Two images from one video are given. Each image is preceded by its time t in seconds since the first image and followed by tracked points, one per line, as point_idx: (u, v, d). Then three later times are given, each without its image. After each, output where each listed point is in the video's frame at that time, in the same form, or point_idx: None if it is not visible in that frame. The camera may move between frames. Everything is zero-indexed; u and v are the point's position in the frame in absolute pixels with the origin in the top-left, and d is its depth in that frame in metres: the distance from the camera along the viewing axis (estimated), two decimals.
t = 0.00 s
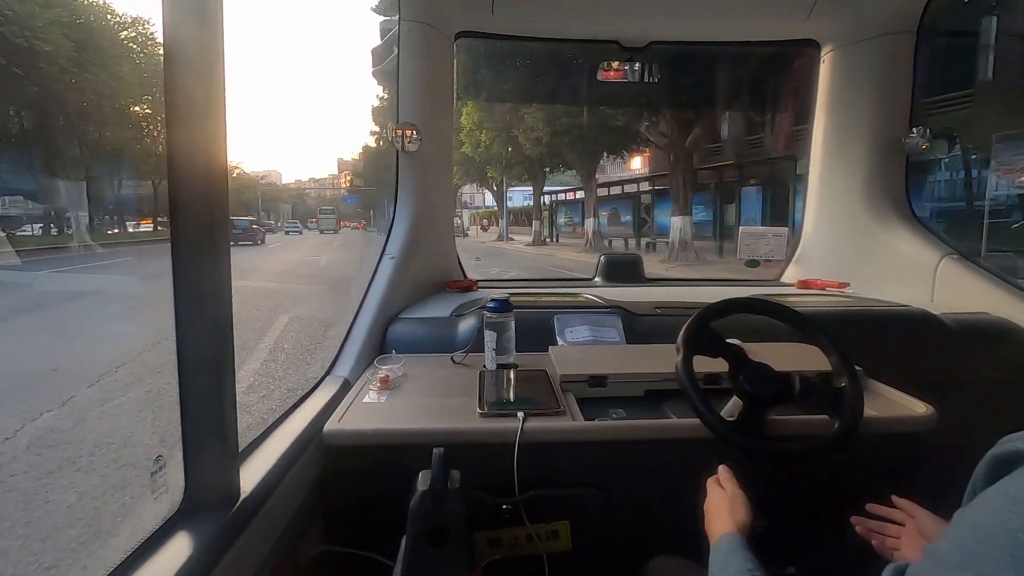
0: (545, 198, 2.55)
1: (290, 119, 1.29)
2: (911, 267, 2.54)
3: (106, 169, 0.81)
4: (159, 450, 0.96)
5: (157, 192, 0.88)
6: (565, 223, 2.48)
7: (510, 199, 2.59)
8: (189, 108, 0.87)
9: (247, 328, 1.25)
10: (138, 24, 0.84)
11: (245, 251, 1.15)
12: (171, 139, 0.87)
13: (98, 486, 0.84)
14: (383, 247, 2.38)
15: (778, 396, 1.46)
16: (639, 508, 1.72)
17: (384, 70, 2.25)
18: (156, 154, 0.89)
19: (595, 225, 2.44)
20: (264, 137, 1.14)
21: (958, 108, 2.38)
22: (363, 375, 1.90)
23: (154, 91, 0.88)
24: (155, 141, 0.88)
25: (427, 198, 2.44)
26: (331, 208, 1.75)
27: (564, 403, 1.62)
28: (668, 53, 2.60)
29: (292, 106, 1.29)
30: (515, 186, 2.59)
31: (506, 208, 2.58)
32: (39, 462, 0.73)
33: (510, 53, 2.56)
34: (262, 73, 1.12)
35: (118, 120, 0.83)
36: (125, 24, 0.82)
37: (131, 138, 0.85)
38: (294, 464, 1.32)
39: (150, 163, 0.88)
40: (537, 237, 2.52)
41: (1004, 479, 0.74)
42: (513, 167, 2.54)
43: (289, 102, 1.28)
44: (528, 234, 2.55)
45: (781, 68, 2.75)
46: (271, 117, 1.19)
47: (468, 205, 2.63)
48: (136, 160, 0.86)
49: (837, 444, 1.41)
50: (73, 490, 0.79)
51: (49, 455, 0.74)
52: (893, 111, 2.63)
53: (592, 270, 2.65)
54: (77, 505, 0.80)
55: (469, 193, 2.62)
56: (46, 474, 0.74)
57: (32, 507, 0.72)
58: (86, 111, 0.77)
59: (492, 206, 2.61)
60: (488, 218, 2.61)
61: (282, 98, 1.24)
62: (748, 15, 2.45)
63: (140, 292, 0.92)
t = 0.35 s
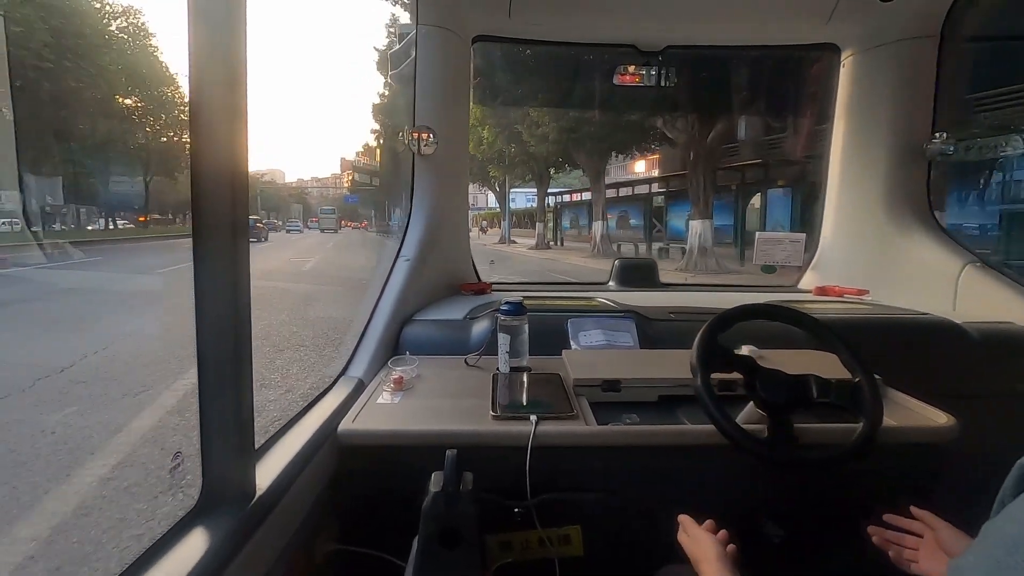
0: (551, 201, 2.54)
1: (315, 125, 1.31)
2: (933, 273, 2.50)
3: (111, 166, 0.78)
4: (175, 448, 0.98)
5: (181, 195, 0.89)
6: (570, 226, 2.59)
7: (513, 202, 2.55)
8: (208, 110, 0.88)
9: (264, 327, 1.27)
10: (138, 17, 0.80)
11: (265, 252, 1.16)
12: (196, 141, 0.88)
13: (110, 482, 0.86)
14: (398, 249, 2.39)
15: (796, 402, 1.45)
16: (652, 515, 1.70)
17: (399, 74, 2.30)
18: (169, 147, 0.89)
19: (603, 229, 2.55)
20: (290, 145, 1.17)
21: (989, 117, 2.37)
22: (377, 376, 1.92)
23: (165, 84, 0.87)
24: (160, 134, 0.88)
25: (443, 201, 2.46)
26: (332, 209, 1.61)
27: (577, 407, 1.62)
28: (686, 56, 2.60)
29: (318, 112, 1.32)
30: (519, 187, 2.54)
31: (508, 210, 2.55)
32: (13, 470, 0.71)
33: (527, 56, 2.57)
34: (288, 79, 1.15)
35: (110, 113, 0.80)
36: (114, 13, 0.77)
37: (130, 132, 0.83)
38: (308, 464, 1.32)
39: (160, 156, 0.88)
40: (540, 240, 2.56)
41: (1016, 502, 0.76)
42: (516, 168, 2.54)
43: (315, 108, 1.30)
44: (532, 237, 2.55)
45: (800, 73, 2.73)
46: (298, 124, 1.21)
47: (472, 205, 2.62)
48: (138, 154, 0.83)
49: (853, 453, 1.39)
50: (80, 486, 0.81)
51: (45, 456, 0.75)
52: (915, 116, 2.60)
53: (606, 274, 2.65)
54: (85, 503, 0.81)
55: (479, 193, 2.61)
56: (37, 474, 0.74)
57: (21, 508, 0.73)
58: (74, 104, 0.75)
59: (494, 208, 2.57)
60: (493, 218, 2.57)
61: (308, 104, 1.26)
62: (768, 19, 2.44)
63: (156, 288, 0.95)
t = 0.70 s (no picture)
0: (549, 199, 2.45)
1: (313, 122, 1.33)
2: (942, 277, 2.48)
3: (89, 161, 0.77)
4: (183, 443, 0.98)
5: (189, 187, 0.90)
6: (569, 226, 2.47)
7: (510, 201, 2.49)
8: (217, 118, 0.89)
9: (271, 323, 1.27)
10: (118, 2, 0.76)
11: (272, 248, 1.17)
12: (207, 153, 0.89)
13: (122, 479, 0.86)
14: (404, 247, 2.39)
15: (802, 403, 1.45)
16: (656, 516, 1.69)
17: (408, 73, 2.30)
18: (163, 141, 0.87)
19: (605, 229, 2.43)
20: (290, 142, 1.18)
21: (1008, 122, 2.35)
22: (382, 374, 1.92)
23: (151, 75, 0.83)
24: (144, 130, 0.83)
25: (449, 198, 2.46)
26: (323, 206, 1.55)
27: (582, 407, 1.62)
28: (693, 56, 2.58)
29: (315, 109, 1.33)
30: (514, 186, 2.49)
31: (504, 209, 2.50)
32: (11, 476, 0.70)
33: (533, 55, 2.57)
34: (287, 78, 1.16)
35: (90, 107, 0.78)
36: None
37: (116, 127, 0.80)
38: (313, 461, 1.32)
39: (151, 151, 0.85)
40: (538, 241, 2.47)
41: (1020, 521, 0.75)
42: (512, 165, 2.50)
43: (313, 105, 1.31)
44: (529, 237, 2.48)
45: (809, 73, 2.72)
46: (297, 121, 1.22)
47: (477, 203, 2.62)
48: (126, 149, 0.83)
49: (859, 456, 1.38)
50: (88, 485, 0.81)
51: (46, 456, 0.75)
52: (924, 118, 2.59)
53: (612, 274, 2.65)
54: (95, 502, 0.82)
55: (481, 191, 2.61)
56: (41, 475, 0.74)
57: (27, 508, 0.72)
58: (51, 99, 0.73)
59: (489, 206, 2.58)
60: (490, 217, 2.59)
61: (306, 101, 1.28)
62: (776, 19, 2.43)
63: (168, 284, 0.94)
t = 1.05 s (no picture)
0: (544, 193, 2.45)
1: (306, 117, 1.32)
2: (943, 274, 2.48)
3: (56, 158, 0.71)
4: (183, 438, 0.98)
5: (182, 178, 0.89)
6: (565, 220, 2.45)
7: (503, 194, 2.56)
8: (216, 114, 0.88)
9: (270, 319, 1.27)
10: None
11: (271, 243, 1.16)
12: (206, 150, 0.89)
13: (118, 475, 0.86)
14: (404, 242, 2.39)
15: (801, 399, 1.45)
16: (655, 511, 1.70)
17: (407, 68, 2.29)
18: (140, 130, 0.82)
19: (606, 224, 2.43)
20: (285, 138, 1.18)
21: (1019, 117, 2.34)
22: (383, 369, 1.93)
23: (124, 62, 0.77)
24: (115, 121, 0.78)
25: (450, 194, 2.46)
26: (314, 203, 1.49)
27: (582, 402, 1.62)
28: (694, 51, 2.57)
29: (308, 105, 1.33)
30: (508, 180, 2.55)
31: (498, 203, 2.57)
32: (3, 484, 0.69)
33: (533, 50, 2.55)
34: (281, 72, 1.15)
35: (55, 95, 0.71)
36: None
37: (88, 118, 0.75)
38: (313, 457, 1.33)
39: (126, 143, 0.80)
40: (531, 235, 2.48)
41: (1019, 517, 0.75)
42: (508, 155, 2.55)
43: (305, 100, 1.31)
44: (524, 233, 2.52)
45: (811, 68, 2.71)
46: (290, 116, 1.21)
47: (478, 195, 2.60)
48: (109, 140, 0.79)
49: (859, 452, 1.38)
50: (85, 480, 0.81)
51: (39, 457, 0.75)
52: (926, 113, 2.57)
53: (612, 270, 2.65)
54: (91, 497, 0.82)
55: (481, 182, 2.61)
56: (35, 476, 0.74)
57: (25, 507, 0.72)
58: (23, 89, 0.68)
59: (484, 200, 2.61)
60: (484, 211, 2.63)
61: (299, 95, 1.27)
62: (777, 14, 2.41)
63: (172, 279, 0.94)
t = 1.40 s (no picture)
0: (541, 191, 2.46)
1: (301, 116, 1.31)
2: (941, 272, 2.48)
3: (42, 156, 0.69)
4: (181, 439, 0.98)
5: (167, 177, 0.88)
6: (563, 220, 2.49)
7: (499, 194, 2.53)
8: (213, 113, 0.88)
9: (267, 320, 1.27)
10: None
11: (269, 244, 1.16)
12: (203, 150, 0.89)
13: (115, 475, 0.86)
14: (402, 242, 2.38)
15: (799, 397, 1.46)
16: (654, 510, 1.70)
17: (403, 68, 2.29)
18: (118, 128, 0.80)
19: (610, 223, 2.48)
20: (280, 139, 1.17)
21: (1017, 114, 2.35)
22: (381, 369, 1.93)
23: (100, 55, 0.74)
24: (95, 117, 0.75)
25: (447, 194, 2.46)
26: (308, 203, 1.47)
27: (580, 402, 1.62)
28: (691, 50, 2.57)
29: (304, 105, 1.33)
30: (503, 179, 2.52)
31: (493, 203, 2.55)
32: None
33: (530, 49, 2.55)
34: (277, 72, 1.15)
35: (33, 93, 0.68)
36: None
37: (70, 116, 0.72)
38: (310, 458, 1.32)
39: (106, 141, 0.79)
40: (529, 237, 2.51)
41: None
42: (502, 150, 2.53)
43: (300, 99, 1.31)
44: (520, 233, 2.52)
45: (808, 67, 2.71)
46: (285, 116, 1.21)
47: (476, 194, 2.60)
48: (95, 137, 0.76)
49: (857, 449, 1.38)
50: (82, 481, 0.81)
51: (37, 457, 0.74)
52: (923, 112, 2.58)
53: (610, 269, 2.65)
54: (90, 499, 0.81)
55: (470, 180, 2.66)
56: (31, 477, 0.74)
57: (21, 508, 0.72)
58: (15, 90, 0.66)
59: (479, 199, 2.60)
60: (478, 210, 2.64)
61: (294, 94, 1.26)
62: (774, 12, 2.42)
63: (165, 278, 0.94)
